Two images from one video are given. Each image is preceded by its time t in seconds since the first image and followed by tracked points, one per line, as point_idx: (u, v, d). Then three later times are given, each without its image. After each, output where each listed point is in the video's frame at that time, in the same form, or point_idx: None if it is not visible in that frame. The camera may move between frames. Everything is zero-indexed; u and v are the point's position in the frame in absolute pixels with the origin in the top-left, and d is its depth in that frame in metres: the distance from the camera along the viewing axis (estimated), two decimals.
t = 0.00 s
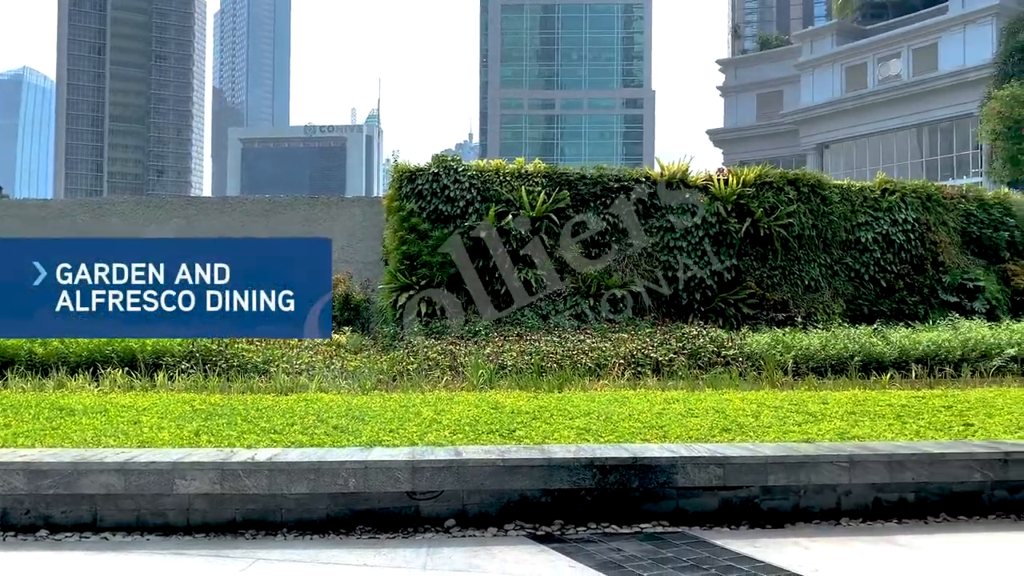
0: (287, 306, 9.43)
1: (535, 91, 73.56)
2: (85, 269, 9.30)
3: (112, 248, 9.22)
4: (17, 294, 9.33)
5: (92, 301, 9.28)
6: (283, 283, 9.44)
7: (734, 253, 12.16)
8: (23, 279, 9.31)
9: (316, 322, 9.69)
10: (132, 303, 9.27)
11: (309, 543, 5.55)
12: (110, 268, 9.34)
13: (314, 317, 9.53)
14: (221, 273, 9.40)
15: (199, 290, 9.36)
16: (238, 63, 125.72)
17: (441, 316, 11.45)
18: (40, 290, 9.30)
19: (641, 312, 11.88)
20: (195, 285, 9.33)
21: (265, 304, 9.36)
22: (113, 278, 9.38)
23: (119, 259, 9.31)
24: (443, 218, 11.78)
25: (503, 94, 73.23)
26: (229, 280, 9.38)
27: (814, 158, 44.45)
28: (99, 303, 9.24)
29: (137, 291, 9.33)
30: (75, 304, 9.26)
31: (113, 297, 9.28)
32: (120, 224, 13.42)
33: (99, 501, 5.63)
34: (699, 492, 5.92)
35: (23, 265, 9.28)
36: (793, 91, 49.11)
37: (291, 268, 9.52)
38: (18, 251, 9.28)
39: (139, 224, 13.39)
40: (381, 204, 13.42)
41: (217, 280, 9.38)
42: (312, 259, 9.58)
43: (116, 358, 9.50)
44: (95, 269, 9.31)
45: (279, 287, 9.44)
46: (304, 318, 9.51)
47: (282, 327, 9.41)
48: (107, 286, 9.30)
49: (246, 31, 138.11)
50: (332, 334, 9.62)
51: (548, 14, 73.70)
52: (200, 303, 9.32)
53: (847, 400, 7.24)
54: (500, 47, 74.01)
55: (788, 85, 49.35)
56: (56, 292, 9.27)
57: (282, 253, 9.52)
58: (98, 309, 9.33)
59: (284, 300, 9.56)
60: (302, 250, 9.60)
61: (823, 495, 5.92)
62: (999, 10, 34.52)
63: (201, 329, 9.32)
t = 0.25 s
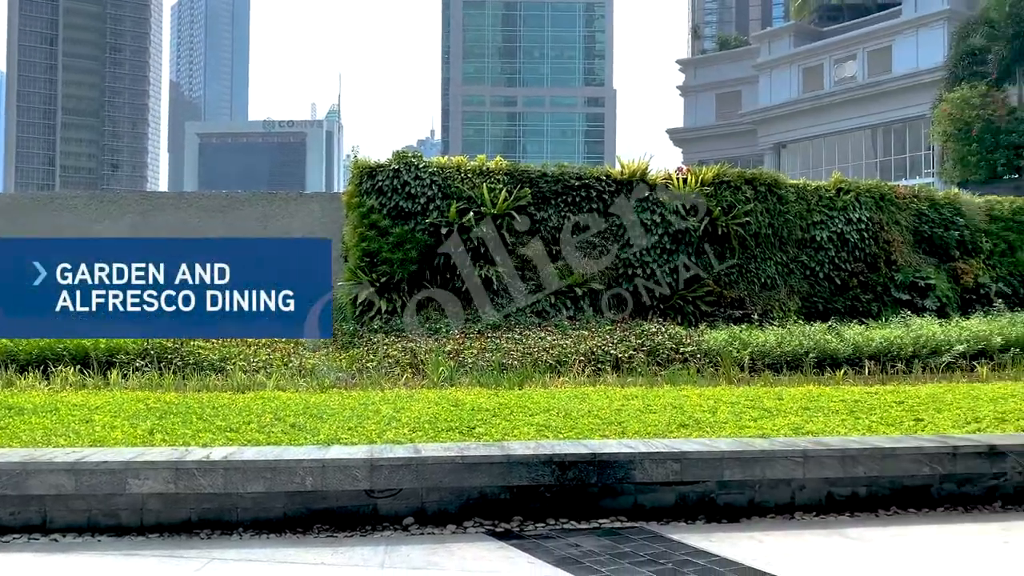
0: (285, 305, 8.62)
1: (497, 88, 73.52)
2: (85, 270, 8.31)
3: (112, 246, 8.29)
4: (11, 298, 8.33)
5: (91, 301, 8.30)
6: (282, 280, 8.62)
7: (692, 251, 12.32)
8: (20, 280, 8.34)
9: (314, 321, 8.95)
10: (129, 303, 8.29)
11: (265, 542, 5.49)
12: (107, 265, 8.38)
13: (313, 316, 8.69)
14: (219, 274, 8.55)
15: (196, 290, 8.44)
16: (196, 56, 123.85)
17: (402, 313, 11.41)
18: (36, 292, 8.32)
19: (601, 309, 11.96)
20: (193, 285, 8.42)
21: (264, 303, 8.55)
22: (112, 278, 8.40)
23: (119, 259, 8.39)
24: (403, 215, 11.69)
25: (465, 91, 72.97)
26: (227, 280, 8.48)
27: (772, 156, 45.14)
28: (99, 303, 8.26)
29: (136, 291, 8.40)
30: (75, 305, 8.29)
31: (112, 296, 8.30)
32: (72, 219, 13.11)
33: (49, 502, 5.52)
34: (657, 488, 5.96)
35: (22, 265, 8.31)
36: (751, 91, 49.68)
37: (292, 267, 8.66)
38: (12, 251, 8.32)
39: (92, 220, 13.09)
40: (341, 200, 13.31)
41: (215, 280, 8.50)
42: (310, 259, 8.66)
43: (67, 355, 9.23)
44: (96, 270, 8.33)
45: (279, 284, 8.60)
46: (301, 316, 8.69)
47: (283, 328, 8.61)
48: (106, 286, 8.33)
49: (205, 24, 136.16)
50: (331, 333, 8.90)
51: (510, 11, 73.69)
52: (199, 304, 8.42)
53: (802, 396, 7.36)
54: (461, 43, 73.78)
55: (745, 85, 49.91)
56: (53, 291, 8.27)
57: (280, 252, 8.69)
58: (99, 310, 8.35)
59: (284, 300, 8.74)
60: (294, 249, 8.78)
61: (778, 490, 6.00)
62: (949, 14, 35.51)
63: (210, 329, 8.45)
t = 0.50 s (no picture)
0: (288, 306, 7.80)
1: (459, 85, 73.22)
2: (85, 270, 7.56)
3: (112, 243, 7.49)
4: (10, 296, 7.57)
5: (92, 302, 7.54)
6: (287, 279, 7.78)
7: (652, 249, 12.41)
8: (18, 277, 7.56)
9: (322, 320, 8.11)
10: (132, 304, 7.56)
11: (219, 542, 5.41)
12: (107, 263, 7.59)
13: (314, 317, 7.85)
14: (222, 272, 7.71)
15: (200, 291, 7.66)
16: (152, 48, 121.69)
17: (362, 311, 11.31)
18: (38, 292, 7.55)
19: (562, 307, 11.98)
20: (197, 285, 7.62)
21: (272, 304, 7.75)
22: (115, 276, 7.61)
23: (119, 256, 7.58)
24: (363, 212, 11.59)
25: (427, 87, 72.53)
26: (232, 279, 7.69)
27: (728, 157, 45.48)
28: (100, 304, 7.54)
29: (137, 290, 7.62)
30: (75, 305, 7.53)
31: (113, 297, 7.57)
32: (19, 214, 12.77)
33: None
34: (614, 485, 5.99)
35: (19, 263, 7.53)
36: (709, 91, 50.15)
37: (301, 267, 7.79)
38: (8, 248, 7.54)
39: (42, 214, 12.76)
40: (299, 196, 13.16)
41: (219, 280, 7.70)
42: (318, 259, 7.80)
43: (16, 353, 8.98)
44: (96, 270, 7.57)
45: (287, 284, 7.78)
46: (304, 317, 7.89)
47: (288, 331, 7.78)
48: (108, 286, 7.58)
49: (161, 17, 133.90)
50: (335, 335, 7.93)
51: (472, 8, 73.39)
52: (201, 304, 7.62)
53: (758, 393, 7.46)
54: (423, 39, 73.22)
55: (705, 85, 50.25)
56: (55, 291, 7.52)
57: (283, 248, 7.79)
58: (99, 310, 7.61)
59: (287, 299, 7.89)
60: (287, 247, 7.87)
61: (733, 486, 6.07)
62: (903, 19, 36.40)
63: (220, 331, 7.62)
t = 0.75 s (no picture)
0: (289, 306, 7.43)
1: (414, 82, 72.82)
2: (86, 269, 7.19)
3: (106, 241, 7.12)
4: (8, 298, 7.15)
5: (93, 302, 7.20)
6: (285, 277, 7.42)
7: (606, 249, 12.51)
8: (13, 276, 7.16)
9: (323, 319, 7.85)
10: (132, 305, 7.23)
11: (165, 544, 5.30)
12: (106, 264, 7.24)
13: (315, 317, 7.50)
14: (222, 272, 7.34)
15: (200, 290, 7.33)
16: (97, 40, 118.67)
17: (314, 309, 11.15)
18: (39, 293, 7.16)
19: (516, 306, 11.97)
20: (196, 285, 7.30)
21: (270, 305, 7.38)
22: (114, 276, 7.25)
23: (121, 255, 7.25)
24: (314, 208, 11.48)
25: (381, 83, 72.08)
26: (232, 278, 7.34)
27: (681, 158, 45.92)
28: (100, 304, 7.19)
29: (137, 291, 7.27)
30: (75, 306, 7.17)
31: (114, 298, 7.23)
32: None
33: None
34: (565, 482, 6.02)
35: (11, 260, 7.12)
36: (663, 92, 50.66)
37: (299, 266, 7.44)
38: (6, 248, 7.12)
39: None
40: (249, 192, 12.96)
41: (219, 279, 7.35)
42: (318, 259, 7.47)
43: None
44: (97, 269, 7.21)
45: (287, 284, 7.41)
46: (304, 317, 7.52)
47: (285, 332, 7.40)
48: (107, 286, 7.23)
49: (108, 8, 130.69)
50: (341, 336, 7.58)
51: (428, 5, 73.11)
52: (201, 305, 7.30)
53: (708, 391, 7.55)
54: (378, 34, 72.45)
55: (658, 87, 50.88)
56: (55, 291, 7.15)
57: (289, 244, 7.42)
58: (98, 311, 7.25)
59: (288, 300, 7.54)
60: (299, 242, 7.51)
61: (682, 483, 6.14)
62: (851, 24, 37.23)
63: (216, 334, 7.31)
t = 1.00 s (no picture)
0: (289, 306, 7.02)
1: (376, 80, 72.34)
2: (86, 268, 6.74)
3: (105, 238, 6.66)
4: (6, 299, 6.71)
5: (92, 302, 6.74)
6: (287, 276, 7.02)
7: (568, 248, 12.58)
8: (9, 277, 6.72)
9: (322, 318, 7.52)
10: (132, 305, 6.76)
11: (119, 547, 5.20)
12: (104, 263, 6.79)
13: (314, 317, 7.20)
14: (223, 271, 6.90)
15: (201, 290, 6.88)
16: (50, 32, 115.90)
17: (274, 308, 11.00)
18: (37, 293, 6.71)
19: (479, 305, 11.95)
20: (197, 285, 6.84)
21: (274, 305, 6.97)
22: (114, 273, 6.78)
23: (121, 254, 6.79)
24: (275, 205, 11.38)
25: (343, 81, 71.55)
26: (234, 278, 6.91)
27: (644, 159, 46.29)
28: (100, 304, 6.73)
29: (137, 291, 6.80)
30: (76, 306, 6.72)
31: (114, 298, 6.76)
32: None
33: None
34: (526, 481, 6.02)
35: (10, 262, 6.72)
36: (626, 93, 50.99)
37: (303, 265, 7.06)
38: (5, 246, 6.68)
39: None
40: (208, 189, 12.78)
41: (220, 279, 6.92)
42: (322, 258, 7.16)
43: None
44: (96, 268, 6.75)
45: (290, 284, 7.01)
46: (303, 317, 7.17)
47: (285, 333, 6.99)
48: (106, 285, 6.77)
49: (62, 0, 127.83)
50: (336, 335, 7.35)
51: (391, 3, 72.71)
52: (202, 306, 6.84)
53: (669, 389, 7.61)
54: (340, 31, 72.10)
55: (621, 88, 51.23)
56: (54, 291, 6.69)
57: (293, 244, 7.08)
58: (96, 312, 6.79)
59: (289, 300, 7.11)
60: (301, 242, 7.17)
61: (642, 481, 6.18)
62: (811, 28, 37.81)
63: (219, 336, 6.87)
